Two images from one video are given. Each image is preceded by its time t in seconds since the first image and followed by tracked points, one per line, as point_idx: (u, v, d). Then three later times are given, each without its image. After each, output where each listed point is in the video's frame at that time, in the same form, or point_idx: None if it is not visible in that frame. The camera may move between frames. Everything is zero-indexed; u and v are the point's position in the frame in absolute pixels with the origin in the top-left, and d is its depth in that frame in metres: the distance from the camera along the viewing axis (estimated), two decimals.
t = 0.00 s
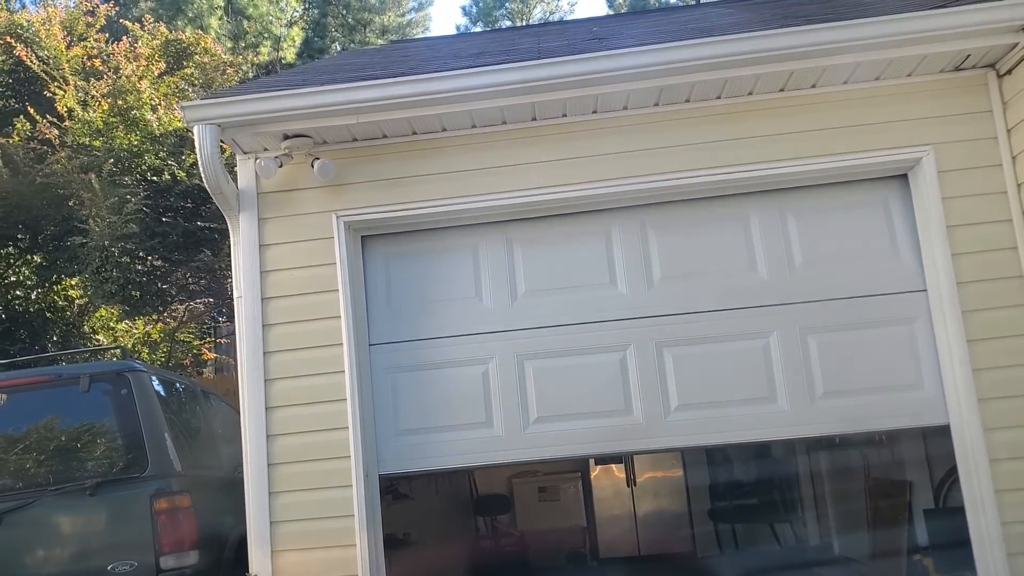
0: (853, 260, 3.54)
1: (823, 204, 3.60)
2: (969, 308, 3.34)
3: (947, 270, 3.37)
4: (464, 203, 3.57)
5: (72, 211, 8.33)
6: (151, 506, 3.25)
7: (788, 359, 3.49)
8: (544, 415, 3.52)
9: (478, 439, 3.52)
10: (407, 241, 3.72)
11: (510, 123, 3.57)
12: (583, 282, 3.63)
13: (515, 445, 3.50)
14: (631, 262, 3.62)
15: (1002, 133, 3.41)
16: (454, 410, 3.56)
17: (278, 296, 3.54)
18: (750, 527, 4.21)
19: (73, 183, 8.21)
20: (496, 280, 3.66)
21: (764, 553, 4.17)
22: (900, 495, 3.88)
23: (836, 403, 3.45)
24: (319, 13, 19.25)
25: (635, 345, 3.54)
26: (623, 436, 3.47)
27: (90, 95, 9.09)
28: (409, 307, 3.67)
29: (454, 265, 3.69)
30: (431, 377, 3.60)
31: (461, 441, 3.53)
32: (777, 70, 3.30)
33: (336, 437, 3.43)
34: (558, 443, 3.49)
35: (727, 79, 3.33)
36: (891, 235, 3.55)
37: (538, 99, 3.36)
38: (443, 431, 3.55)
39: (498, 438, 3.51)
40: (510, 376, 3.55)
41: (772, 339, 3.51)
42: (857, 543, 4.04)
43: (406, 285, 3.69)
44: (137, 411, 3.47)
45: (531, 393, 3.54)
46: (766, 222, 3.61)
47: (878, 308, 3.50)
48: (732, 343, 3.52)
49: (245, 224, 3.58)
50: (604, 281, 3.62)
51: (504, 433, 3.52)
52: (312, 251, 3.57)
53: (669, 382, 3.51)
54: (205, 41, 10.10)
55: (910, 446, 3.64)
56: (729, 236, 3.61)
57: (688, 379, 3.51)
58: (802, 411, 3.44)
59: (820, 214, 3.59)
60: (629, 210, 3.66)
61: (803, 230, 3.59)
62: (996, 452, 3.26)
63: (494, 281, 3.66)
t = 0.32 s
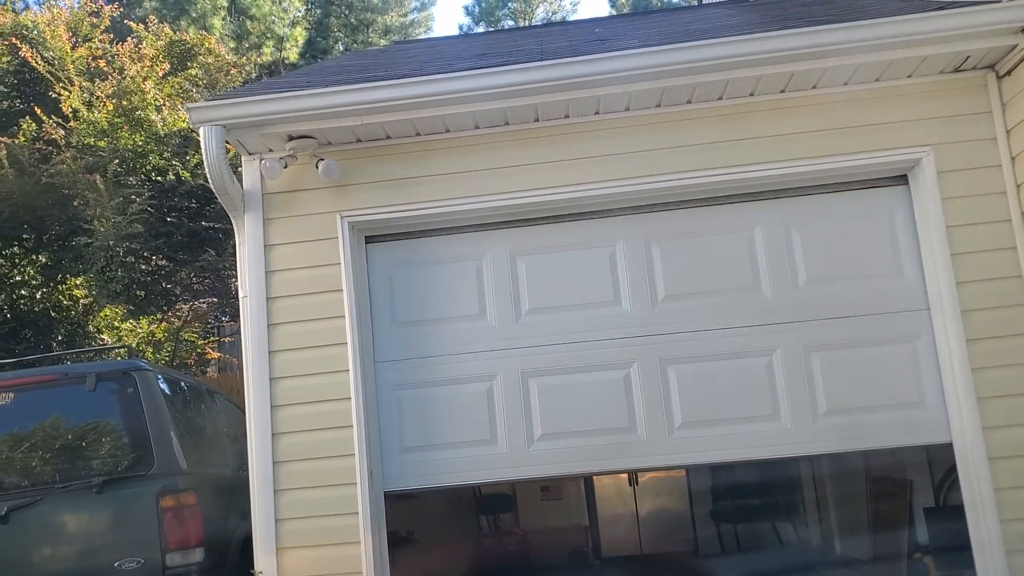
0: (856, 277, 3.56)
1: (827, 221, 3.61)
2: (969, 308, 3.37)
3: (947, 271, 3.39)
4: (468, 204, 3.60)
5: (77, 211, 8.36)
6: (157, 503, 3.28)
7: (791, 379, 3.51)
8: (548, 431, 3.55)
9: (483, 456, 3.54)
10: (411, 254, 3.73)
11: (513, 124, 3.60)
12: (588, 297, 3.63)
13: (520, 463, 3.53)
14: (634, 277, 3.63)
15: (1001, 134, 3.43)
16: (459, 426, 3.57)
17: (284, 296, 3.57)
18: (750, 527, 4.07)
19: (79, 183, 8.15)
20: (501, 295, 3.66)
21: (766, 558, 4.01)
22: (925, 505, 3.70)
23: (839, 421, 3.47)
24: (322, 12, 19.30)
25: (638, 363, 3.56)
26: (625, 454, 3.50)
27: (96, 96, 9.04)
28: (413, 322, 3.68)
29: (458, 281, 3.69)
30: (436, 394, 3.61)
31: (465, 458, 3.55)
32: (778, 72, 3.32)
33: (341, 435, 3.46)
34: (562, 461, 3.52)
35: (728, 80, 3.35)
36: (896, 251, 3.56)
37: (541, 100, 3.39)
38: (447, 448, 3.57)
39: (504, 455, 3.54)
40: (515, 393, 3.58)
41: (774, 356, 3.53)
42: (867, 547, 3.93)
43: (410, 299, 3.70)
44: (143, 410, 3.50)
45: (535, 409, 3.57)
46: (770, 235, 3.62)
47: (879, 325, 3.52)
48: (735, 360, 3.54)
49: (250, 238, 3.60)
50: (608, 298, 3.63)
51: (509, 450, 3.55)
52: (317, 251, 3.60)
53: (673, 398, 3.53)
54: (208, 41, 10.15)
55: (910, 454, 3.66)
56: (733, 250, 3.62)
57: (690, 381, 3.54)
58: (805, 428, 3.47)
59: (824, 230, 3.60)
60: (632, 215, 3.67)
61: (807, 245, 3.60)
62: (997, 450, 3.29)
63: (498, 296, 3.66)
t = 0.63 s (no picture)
0: (855, 296, 3.63)
1: (828, 242, 3.68)
2: (962, 310, 3.46)
3: (941, 275, 3.48)
4: (472, 206, 3.70)
5: (88, 213, 8.39)
6: (172, 500, 3.38)
7: (791, 398, 3.58)
8: (553, 448, 3.63)
9: (488, 471, 3.63)
10: (418, 271, 3.81)
11: (517, 130, 3.69)
12: (590, 317, 3.71)
13: (524, 479, 3.61)
14: (637, 296, 3.70)
15: (995, 140, 3.51)
16: (465, 442, 3.65)
17: (294, 298, 3.67)
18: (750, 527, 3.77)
19: (90, 187, 8.36)
20: (505, 312, 3.74)
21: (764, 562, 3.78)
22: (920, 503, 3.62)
23: (837, 438, 3.55)
24: (326, 14, 19.51)
25: (641, 381, 3.64)
26: (629, 471, 3.59)
27: (107, 100, 9.18)
28: (420, 338, 3.75)
29: (463, 300, 3.76)
30: (443, 410, 3.69)
31: (473, 474, 3.63)
32: (775, 80, 3.41)
33: (351, 434, 3.55)
34: (566, 477, 3.61)
35: (727, 88, 3.44)
36: (896, 271, 3.62)
37: (545, 108, 3.48)
38: (453, 463, 3.65)
39: (509, 471, 3.62)
40: (521, 410, 3.66)
41: (776, 373, 3.61)
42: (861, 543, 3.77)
43: (417, 315, 3.77)
44: (157, 409, 3.59)
45: (540, 426, 3.65)
46: (771, 253, 3.70)
47: (878, 343, 3.59)
48: (735, 378, 3.62)
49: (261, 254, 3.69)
50: (611, 317, 3.70)
51: (515, 465, 3.62)
52: (327, 254, 3.70)
53: (675, 415, 3.61)
54: (215, 46, 10.30)
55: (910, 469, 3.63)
56: (734, 268, 3.69)
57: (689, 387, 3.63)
58: (803, 445, 3.55)
59: (824, 250, 3.68)
60: (634, 233, 3.76)
61: (807, 265, 3.67)
62: (988, 449, 3.37)
63: (504, 313, 3.74)
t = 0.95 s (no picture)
0: (849, 317, 3.77)
1: (824, 265, 3.82)
2: (950, 314, 3.60)
3: (929, 278, 3.63)
4: (478, 213, 3.85)
5: (103, 216, 8.13)
6: (190, 497, 3.51)
7: (788, 418, 3.71)
8: (558, 464, 3.75)
9: (496, 486, 3.75)
10: (428, 292, 3.94)
11: (522, 141, 3.84)
12: (593, 337, 3.85)
13: (530, 493, 3.73)
14: (640, 318, 3.83)
15: (981, 151, 3.65)
16: (473, 459, 3.78)
17: (308, 302, 3.83)
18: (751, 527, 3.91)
19: (106, 193, 8.10)
20: (512, 332, 3.87)
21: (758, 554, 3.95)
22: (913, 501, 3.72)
23: (832, 455, 3.68)
24: (331, 16, 19.70)
25: (644, 402, 3.77)
26: (633, 487, 3.70)
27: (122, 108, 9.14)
28: (429, 357, 3.89)
29: (471, 320, 3.90)
30: (452, 427, 3.82)
31: (483, 489, 3.75)
32: (769, 94, 3.56)
33: (362, 432, 3.71)
34: (571, 493, 3.73)
35: (723, 101, 3.59)
36: (890, 294, 3.76)
37: (548, 120, 3.63)
38: (462, 479, 3.77)
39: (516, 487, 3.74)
40: (527, 428, 3.78)
41: (772, 393, 3.74)
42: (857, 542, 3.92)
43: (426, 335, 3.90)
44: (176, 408, 3.73)
45: (545, 443, 3.77)
46: (769, 275, 3.83)
47: (871, 363, 3.72)
48: (732, 398, 3.75)
49: (277, 273, 3.84)
50: (615, 338, 3.83)
51: (522, 481, 3.75)
52: (339, 260, 3.85)
53: (676, 436, 3.74)
54: (227, 54, 10.22)
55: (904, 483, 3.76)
56: (734, 290, 3.83)
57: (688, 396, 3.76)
58: (800, 461, 3.68)
59: (821, 273, 3.81)
60: (637, 255, 3.89)
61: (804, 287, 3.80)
62: (973, 447, 3.51)
63: (511, 333, 3.87)
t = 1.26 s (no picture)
0: (846, 332, 3.87)
1: (821, 281, 3.92)
2: (942, 318, 3.71)
3: (922, 282, 3.74)
4: (482, 220, 3.96)
5: (117, 222, 8.22)
6: (206, 496, 3.59)
7: (787, 431, 3.82)
8: (563, 475, 3.86)
9: (504, 497, 3.86)
10: (435, 307, 4.06)
11: (526, 150, 3.96)
12: (595, 350, 3.96)
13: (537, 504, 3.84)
14: (642, 333, 3.95)
15: (972, 159, 3.76)
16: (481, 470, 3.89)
17: (319, 307, 3.96)
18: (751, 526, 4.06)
19: (118, 199, 8.11)
20: (518, 347, 3.99)
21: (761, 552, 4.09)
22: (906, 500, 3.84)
23: (830, 466, 3.78)
24: (337, 20, 19.89)
25: (647, 415, 3.88)
26: (637, 499, 3.81)
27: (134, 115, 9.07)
28: (437, 370, 4.01)
29: (478, 335, 4.02)
30: (459, 438, 3.93)
31: (491, 499, 3.87)
32: (766, 105, 3.67)
33: (372, 433, 3.83)
34: (576, 504, 3.84)
35: (721, 112, 3.71)
36: (885, 310, 3.86)
37: (552, 131, 3.74)
38: (469, 489, 3.89)
39: (523, 497, 3.85)
40: (533, 441, 3.89)
41: (771, 407, 3.84)
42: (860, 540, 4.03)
43: (434, 350, 4.02)
44: (192, 409, 3.82)
45: (551, 455, 3.88)
46: (767, 290, 3.94)
47: (867, 377, 3.83)
48: (731, 411, 3.86)
49: (289, 286, 3.96)
50: (618, 352, 3.95)
51: (529, 491, 3.86)
52: (349, 266, 3.98)
53: (678, 450, 3.84)
54: (236, 60, 10.34)
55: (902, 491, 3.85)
56: (734, 306, 3.93)
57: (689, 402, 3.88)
58: (799, 473, 3.78)
59: (818, 288, 3.92)
60: (639, 272, 4.01)
61: (801, 303, 3.92)
62: (965, 447, 3.62)
63: (516, 348, 3.99)
